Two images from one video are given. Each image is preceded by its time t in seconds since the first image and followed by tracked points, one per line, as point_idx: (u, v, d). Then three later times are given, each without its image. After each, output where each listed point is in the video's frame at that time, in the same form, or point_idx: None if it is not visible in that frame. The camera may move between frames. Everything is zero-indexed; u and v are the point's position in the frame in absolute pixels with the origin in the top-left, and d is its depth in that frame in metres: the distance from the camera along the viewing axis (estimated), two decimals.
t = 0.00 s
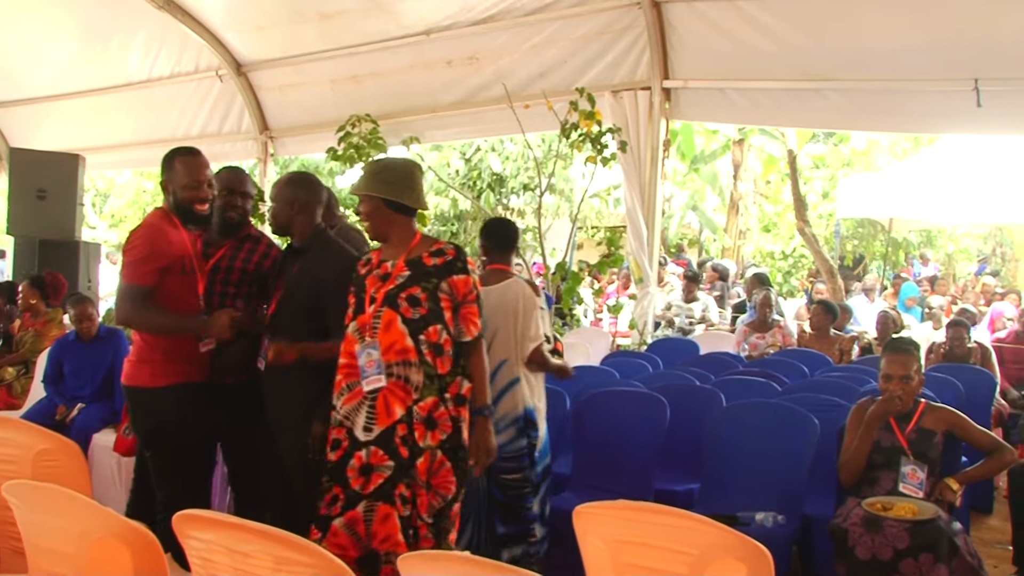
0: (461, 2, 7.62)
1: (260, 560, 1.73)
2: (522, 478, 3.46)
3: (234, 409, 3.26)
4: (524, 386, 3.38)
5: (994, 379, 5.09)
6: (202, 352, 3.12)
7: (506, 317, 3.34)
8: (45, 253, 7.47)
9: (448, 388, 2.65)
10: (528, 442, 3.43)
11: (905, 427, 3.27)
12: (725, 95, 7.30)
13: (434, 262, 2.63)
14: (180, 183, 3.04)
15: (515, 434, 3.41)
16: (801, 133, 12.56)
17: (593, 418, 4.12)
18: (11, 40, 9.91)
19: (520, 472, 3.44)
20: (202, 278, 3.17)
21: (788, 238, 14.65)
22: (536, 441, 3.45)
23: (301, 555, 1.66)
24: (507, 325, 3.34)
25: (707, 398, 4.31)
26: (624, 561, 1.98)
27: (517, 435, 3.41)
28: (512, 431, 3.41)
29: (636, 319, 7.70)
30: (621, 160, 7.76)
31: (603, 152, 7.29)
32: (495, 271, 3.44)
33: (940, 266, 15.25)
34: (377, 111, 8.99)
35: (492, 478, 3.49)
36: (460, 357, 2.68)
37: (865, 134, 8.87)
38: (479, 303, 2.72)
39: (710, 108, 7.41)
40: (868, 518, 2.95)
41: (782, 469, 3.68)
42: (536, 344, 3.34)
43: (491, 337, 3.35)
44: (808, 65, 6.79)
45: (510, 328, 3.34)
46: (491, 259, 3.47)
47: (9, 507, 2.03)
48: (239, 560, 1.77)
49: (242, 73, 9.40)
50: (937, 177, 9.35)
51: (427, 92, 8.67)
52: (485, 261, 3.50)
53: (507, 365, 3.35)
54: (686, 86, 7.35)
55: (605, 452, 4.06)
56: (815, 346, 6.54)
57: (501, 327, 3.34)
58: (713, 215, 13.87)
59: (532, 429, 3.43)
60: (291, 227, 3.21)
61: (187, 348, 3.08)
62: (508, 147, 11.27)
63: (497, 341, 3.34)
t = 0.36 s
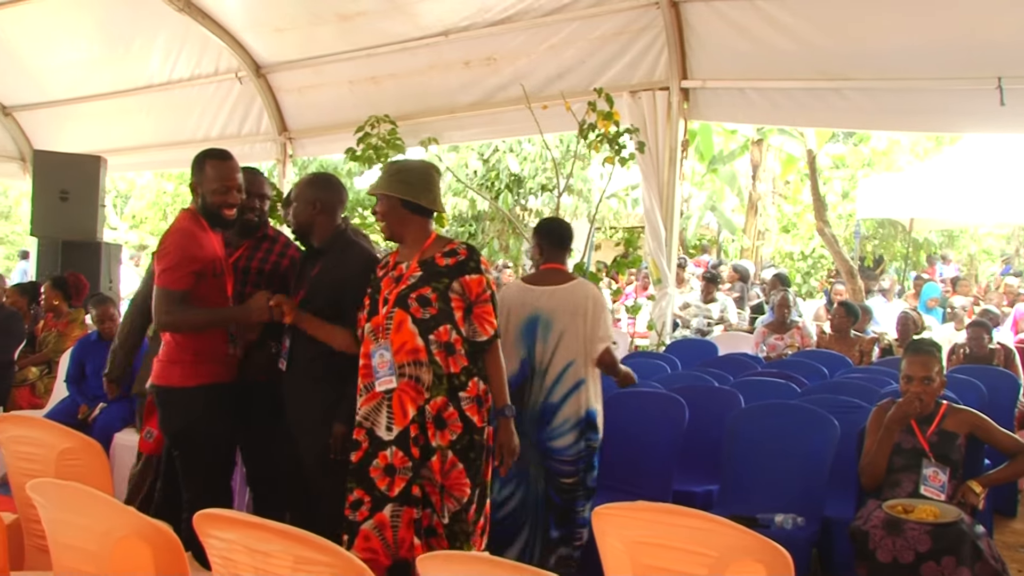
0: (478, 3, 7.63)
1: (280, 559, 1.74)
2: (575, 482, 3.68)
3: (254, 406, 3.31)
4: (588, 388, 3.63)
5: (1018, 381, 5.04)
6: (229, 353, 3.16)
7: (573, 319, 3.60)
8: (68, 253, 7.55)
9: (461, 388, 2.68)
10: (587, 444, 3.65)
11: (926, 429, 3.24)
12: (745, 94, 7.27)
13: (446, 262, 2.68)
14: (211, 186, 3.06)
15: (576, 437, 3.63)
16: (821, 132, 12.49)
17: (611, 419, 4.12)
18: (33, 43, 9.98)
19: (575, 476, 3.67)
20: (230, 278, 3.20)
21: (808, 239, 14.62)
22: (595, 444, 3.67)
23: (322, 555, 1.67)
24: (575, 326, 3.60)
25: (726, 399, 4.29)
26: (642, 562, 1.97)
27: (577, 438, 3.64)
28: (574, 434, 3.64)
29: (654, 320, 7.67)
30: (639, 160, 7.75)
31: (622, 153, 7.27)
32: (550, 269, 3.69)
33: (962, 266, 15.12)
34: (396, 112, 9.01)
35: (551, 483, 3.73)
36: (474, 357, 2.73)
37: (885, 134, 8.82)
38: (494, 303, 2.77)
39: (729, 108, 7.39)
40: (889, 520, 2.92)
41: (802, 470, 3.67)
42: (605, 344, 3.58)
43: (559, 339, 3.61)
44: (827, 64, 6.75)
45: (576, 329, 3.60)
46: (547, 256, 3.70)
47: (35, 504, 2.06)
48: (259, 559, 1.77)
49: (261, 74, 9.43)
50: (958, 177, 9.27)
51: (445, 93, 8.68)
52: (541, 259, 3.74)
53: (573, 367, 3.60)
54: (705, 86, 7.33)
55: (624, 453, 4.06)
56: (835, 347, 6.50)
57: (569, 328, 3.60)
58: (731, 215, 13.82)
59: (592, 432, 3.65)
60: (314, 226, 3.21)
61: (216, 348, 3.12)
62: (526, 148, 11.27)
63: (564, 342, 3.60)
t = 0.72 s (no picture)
0: (482, 3, 7.63)
1: (283, 559, 1.74)
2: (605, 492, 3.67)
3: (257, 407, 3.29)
4: (616, 398, 3.61)
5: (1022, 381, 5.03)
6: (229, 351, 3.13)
7: (602, 330, 3.59)
8: (72, 254, 7.56)
9: (415, 385, 2.72)
10: (617, 452, 3.64)
11: (929, 429, 3.24)
12: (748, 94, 7.26)
13: (410, 258, 2.71)
14: (211, 184, 3.09)
15: (608, 446, 3.61)
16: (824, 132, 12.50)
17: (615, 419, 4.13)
18: (36, 43, 9.98)
19: (609, 485, 3.64)
20: (231, 279, 3.18)
21: (811, 239, 14.64)
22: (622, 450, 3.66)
23: (323, 555, 1.67)
24: (605, 336, 3.59)
25: (728, 399, 4.29)
26: (645, 561, 1.97)
27: (608, 448, 3.61)
28: (604, 444, 3.60)
29: (656, 320, 7.67)
30: (642, 160, 7.75)
31: (625, 153, 7.28)
32: (572, 272, 3.64)
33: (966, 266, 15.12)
34: (399, 112, 9.02)
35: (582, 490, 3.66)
36: (432, 354, 2.74)
37: (888, 133, 8.82)
38: (455, 298, 2.77)
39: (733, 108, 7.38)
40: (892, 520, 2.92)
41: (806, 470, 3.66)
42: (634, 358, 3.63)
43: (589, 348, 3.58)
44: (830, 64, 6.74)
45: (605, 339, 3.59)
46: (571, 256, 3.64)
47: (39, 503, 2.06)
48: (261, 559, 1.78)
49: (264, 74, 9.44)
50: (961, 177, 9.27)
51: (448, 93, 8.68)
52: (561, 259, 3.66)
53: (603, 378, 3.58)
54: (708, 86, 7.33)
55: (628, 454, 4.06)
56: (838, 348, 6.49)
57: (599, 338, 3.57)
58: (734, 215, 13.83)
59: (620, 438, 3.64)
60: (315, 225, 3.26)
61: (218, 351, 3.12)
62: (529, 148, 11.29)
63: (595, 353, 3.57)
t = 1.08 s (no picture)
0: (482, 1, 7.63)
1: (284, 557, 1.74)
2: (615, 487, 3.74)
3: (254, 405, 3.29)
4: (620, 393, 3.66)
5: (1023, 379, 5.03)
6: (231, 351, 3.19)
7: (607, 324, 3.62)
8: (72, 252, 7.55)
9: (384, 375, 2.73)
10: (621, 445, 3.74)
11: (930, 428, 3.24)
12: (748, 93, 7.26)
13: (386, 250, 2.74)
14: (225, 181, 3.14)
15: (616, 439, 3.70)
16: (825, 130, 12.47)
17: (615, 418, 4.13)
18: (37, 41, 9.99)
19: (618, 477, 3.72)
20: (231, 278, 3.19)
21: (812, 237, 14.67)
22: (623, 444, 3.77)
23: (324, 553, 1.67)
24: (609, 332, 3.63)
25: (729, 398, 4.29)
26: (647, 560, 1.97)
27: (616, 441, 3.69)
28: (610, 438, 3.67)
29: (658, 319, 7.67)
30: (643, 158, 7.74)
31: (626, 151, 7.29)
32: (576, 269, 3.66)
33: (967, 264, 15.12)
34: (400, 111, 9.02)
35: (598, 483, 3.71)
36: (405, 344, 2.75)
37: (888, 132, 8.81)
38: (430, 288, 2.76)
39: (733, 107, 7.37)
40: (893, 519, 2.92)
41: (806, 469, 3.67)
42: (634, 355, 3.65)
43: (595, 344, 3.61)
44: (831, 62, 6.73)
45: (610, 334, 3.63)
46: (576, 256, 3.67)
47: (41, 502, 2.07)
48: (262, 557, 1.78)
49: (265, 73, 9.44)
50: (963, 175, 9.26)
51: (449, 91, 8.68)
52: (566, 256, 3.69)
53: (609, 374, 3.62)
54: (708, 84, 7.32)
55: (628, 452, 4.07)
56: (839, 346, 6.49)
57: (605, 334, 3.61)
58: (735, 213, 13.82)
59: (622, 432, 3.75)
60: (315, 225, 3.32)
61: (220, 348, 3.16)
62: (530, 146, 11.29)
63: (602, 348, 3.61)
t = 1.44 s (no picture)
0: None
1: (298, 556, 1.75)
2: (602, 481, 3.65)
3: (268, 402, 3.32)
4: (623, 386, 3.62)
5: None
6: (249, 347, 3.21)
7: (610, 318, 3.61)
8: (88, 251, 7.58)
9: (373, 374, 2.75)
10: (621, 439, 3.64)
11: (946, 427, 3.22)
12: (762, 91, 7.23)
13: (382, 247, 2.75)
14: (238, 184, 3.17)
15: (611, 434, 3.61)
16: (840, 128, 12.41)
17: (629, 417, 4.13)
18: (53, 41, 10.03)
19: (608, 473, 3.63)
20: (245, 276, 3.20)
21: (826, 236, 14.62)
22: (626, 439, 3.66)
23: (338, 551, 1.68)
24: (612, 326, 3.61)
25: (743, 398, 4.28)
26: (660, 560, 1.97)
27: (612, 434, 3.61)
28: (608, 431, 3.61)
29: (671, 318, 7.65)
30: (656, 156, 7.72)
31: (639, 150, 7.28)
32: (584, 266, 3.69)
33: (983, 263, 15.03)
34: (413, 110, 9.03)
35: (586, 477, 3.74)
36: (391, 344, 2.75)
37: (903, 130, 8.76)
38: (417, 288, 2.73)
39: (747, 104, 7.35)
40: (908, 519, 2.91)
41: (819, 468, 3.66)
42: (639, 349, 3.62)
43: (596, 338, 3.61)
44: (845, 60, 6.70)
45: (612, 328, 3.61)
46: (585, 254, 3.69)
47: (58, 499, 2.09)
48: (276, 555, 1.78)
49: (279, 72, 9.46)
50: (979, 174, 9.21)
51: (462, 90, 8.68)
52: (574, 254, 3.73)
53: (610, 366, 3.60)
54: (722, 82, 7.30)
55: (641, 451, 4.07)
56: (853, 345, 6.46)
57: (607, 328, 3.60)
58: (749, 212, 13.77)
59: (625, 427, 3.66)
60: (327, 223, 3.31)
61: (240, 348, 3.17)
62: (543, 145, 11.28)
63: (603, 341, 3.60)
